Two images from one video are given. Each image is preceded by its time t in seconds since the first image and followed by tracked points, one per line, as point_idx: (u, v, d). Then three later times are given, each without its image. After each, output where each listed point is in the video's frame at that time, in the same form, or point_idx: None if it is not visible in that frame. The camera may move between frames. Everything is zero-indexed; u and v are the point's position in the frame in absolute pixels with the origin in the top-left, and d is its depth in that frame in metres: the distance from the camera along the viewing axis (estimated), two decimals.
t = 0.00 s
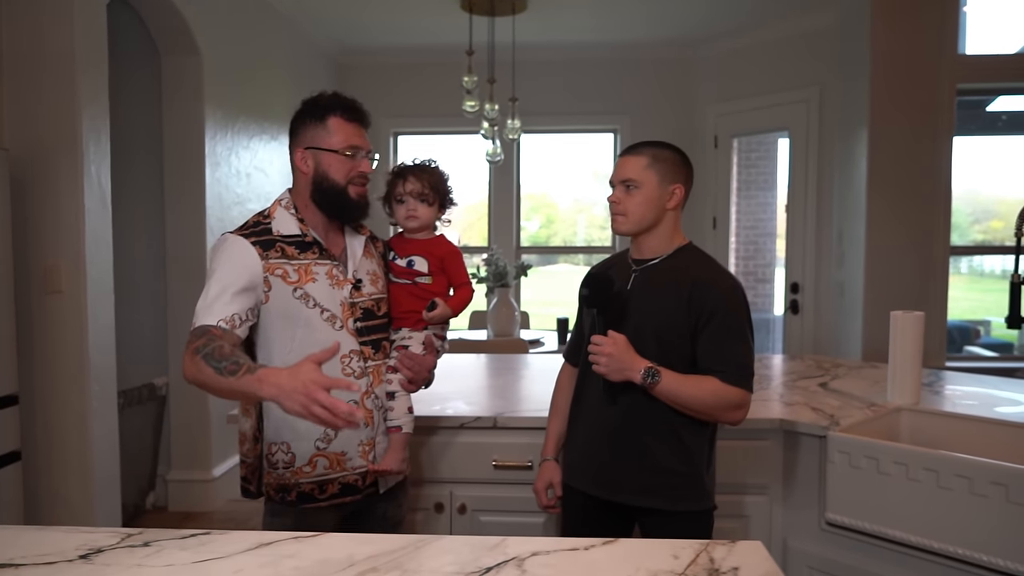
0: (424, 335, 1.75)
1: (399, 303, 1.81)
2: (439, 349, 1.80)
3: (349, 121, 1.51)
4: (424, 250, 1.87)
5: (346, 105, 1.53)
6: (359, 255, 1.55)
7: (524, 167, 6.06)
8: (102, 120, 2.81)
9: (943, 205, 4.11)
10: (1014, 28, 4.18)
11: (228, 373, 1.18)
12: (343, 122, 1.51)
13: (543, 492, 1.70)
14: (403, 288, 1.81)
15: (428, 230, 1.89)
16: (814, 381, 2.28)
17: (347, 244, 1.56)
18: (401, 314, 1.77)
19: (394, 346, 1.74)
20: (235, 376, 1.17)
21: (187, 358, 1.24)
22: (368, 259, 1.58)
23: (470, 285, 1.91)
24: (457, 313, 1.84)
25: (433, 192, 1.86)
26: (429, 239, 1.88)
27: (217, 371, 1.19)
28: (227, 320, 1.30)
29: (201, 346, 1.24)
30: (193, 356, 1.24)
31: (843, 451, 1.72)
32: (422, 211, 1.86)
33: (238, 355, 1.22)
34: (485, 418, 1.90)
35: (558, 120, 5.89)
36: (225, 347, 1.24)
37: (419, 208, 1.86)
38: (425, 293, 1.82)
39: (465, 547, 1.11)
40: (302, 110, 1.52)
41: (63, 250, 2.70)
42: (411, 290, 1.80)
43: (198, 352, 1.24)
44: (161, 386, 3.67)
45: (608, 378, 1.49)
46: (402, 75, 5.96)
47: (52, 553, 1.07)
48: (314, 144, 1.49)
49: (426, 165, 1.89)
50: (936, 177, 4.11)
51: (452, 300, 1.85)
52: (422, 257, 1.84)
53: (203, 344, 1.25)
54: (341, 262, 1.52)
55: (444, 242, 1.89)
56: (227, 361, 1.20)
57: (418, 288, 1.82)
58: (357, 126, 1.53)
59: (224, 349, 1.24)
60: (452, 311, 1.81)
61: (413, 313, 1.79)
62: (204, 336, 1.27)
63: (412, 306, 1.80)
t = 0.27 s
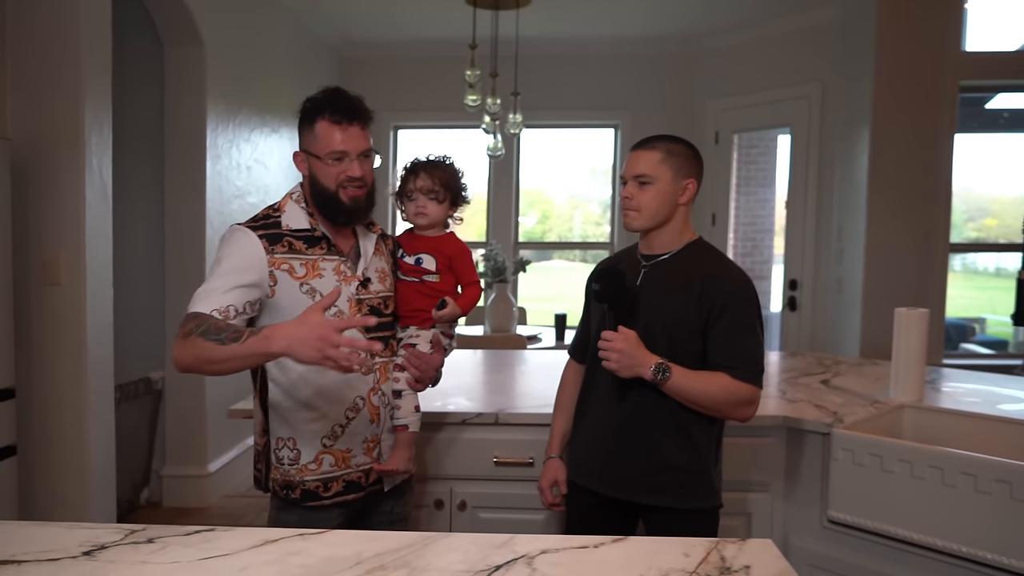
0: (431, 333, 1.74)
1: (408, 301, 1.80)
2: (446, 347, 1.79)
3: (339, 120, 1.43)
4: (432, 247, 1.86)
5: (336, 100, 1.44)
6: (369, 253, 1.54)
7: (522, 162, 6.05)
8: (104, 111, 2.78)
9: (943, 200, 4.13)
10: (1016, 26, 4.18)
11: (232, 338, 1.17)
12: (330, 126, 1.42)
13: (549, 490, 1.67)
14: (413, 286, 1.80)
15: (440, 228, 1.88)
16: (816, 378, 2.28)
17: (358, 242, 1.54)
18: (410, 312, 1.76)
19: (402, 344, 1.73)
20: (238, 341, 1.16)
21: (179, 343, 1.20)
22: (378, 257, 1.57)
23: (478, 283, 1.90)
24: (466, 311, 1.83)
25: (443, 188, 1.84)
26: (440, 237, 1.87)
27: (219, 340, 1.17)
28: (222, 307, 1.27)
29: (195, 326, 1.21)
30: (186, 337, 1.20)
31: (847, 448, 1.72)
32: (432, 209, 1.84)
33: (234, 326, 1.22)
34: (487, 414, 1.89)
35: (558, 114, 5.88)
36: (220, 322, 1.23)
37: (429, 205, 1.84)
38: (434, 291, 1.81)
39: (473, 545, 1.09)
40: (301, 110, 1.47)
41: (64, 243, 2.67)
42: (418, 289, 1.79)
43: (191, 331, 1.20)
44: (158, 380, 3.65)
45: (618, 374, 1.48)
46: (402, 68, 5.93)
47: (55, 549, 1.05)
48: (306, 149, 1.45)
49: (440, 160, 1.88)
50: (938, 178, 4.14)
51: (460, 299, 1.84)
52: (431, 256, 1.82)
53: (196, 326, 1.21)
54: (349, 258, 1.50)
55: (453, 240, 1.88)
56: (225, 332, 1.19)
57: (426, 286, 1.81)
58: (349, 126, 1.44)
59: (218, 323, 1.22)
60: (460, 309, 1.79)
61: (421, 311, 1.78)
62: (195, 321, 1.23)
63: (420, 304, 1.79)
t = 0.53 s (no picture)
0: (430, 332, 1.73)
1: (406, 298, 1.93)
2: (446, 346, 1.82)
3: (321, 115, 1.42)
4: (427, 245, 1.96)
5: (321, 96, 1.43)
6: (367, 252, 1.54)
7: (514, 159, 6.04)
8: (95, 110, 2.75)
9: (937, 194, 4.20)
10: (1004, 22, 4.21)
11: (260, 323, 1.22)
12: (313, 121, 1.41)
13: (553, 488, 1.66)
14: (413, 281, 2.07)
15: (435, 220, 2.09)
16: (812, 374, 2.30)
17: (355, 240, 1.53)
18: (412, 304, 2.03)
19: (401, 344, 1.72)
20: (271, 325, 1.22)
21: (194, 346, 1.22)
22: (376, 256, 1.56)
23: (473, 280, 2.07)
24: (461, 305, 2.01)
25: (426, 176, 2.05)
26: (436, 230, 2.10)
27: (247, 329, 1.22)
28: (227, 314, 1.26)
29: (209, 327, 1.23)
30: (204, 338, 1.22)
31: (846, 443, 1.73)
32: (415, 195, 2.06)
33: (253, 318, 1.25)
34: (488, 412, 1.89)
35: (550, 111, 5.87)
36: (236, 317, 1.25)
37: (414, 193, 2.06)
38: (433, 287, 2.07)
39: (482, 545, 1.08)
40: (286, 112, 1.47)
41: (56, 243, 2.64)
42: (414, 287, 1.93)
43: (208, 334, 1.22)
44: (151, 381, 3.62)
45: (625, 373, 1.48)
46: (393, 65, 5.90)
47: (60, 554, 1.04)
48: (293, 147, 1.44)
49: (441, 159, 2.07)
50: (931, 175, 4.20)
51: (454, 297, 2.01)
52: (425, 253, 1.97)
53: (209, 327, 1.23)
54: (348, 258, 1.49)
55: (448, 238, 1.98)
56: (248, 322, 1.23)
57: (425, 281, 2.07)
58: (331, 118, 1.42)
59: (235, 318, 1.25)
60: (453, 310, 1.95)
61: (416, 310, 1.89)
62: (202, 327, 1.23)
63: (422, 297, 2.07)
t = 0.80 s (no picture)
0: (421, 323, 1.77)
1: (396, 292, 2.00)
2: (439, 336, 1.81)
3: (321, 102, 1.41)
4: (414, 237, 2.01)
5: (321, 87, 1.44)
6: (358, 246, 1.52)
7: (504, 155, 6.03)
8: (83, 108, 2.72)
9: (923, 187, 4.22)
10: (987, 15, 4.23)
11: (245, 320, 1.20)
12: (312, 107, 1.41)
13: (554, 485, 1.66)
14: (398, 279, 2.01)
15: (417, 216, 2.02)
16: (806, 367, 2.30)
17: (344, 234, 1.53)
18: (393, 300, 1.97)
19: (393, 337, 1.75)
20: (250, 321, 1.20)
21: (187, 349, 1.24)
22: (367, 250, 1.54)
23: (457, 271, 1.96)
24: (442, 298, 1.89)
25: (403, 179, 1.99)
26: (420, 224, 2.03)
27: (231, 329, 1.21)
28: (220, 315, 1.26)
29: (196, 330, 1.24)
30: (194, 342, 1.23)
31: (843, 435, 1.74)
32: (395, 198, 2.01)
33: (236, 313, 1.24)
34: (485, 408, 1.89)
35: (539, 107, 5.87)
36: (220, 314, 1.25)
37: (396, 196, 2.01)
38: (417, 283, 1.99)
39: (486, 540, 1.04)
40: (282, 99, 1.46)
41: (44, 242, 2.62)
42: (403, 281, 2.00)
43: (196, 337, 1.23)
44: (143, 382, 3.59)
45: (628, 366, 1.48)
46: (381, 62, 5.88)
47: (57, 556, 1.00)
48: (288, 133, 1.43)
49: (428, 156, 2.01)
50: (917, 169, 4.23)
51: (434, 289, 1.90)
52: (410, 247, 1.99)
53: (196, 330, 1.24)
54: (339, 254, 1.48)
55: (433, 230, 2.01)
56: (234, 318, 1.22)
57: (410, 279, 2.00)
58: (331, 107, 1.42)
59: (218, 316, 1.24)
60: (430, 303, 1.83)
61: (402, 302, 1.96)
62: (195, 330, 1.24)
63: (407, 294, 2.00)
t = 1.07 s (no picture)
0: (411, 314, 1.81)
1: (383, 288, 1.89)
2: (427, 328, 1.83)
3: (313, 94, 1.41)
4: (398, 232, 1.95)
5: (312, 77, 1.43)
6: (345, 238, 1.52)
7: (494, 146, 6.02)
8: (66, 99, 2.69)
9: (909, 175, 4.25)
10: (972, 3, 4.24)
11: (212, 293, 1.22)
12: (305, 97, 1.40)
13: (553, 475, 1.67)
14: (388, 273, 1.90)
15: (399, 213, 1.97)
16: (797, 355, 2.32)
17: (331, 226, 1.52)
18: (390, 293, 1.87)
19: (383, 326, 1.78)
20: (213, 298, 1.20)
21: (169, 332, 1.26)
22: (353, 242, 1.54)
23: (450, 263, 1.97)
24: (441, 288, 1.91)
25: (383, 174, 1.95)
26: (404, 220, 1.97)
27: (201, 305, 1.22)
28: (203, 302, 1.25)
29: (175, 313, 1.25)
30: (173, 324, 1.25)
31: (835, 422, 1.76)
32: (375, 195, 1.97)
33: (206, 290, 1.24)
34: (480, 399, 1.90)
35: (528, 97, 5.85)
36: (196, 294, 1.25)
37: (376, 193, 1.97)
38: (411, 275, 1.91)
39: (483, 530, 1.03)
40: (269, 90, 1.45)
41: (30, 235, 2.59)
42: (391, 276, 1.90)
43: (172, 322, 1.25)
44: (134, 375, 3.57)
45: (624, 356, 1.49)
46: (367, 52, 5.84)
47: (52, 550, 0.98)
48: (278, 124, 1.41)
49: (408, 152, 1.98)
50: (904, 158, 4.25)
51: (434, 282, 1.91)
52: (398, 241, 1.92)
53: (176, 313, 1.25)
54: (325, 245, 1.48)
55: (421, 223, 1.97)
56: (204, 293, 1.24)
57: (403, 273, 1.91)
58: (323, 97, 1.42)
59: (194, 296, 1.25)
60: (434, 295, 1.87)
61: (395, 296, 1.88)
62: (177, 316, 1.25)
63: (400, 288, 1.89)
